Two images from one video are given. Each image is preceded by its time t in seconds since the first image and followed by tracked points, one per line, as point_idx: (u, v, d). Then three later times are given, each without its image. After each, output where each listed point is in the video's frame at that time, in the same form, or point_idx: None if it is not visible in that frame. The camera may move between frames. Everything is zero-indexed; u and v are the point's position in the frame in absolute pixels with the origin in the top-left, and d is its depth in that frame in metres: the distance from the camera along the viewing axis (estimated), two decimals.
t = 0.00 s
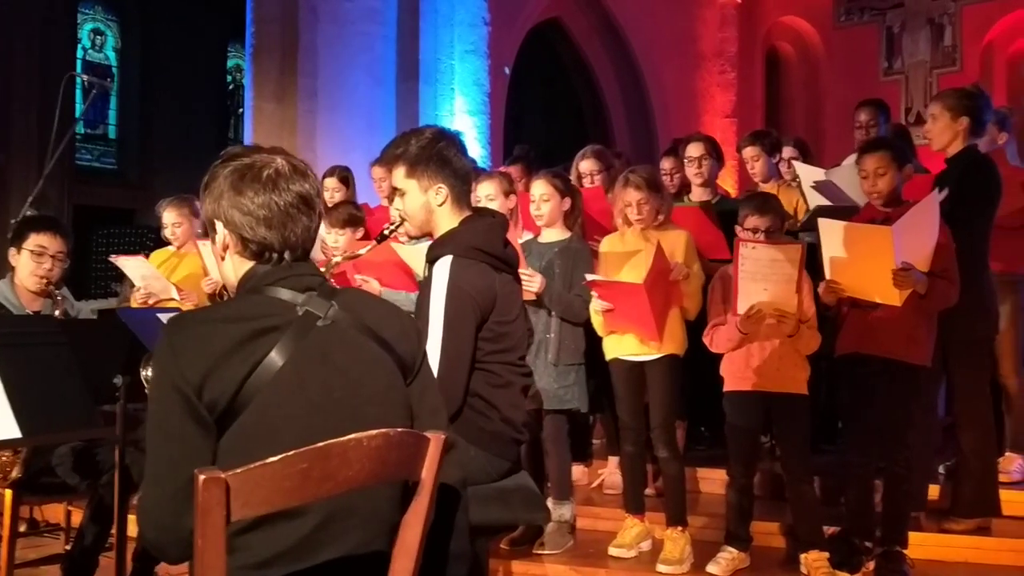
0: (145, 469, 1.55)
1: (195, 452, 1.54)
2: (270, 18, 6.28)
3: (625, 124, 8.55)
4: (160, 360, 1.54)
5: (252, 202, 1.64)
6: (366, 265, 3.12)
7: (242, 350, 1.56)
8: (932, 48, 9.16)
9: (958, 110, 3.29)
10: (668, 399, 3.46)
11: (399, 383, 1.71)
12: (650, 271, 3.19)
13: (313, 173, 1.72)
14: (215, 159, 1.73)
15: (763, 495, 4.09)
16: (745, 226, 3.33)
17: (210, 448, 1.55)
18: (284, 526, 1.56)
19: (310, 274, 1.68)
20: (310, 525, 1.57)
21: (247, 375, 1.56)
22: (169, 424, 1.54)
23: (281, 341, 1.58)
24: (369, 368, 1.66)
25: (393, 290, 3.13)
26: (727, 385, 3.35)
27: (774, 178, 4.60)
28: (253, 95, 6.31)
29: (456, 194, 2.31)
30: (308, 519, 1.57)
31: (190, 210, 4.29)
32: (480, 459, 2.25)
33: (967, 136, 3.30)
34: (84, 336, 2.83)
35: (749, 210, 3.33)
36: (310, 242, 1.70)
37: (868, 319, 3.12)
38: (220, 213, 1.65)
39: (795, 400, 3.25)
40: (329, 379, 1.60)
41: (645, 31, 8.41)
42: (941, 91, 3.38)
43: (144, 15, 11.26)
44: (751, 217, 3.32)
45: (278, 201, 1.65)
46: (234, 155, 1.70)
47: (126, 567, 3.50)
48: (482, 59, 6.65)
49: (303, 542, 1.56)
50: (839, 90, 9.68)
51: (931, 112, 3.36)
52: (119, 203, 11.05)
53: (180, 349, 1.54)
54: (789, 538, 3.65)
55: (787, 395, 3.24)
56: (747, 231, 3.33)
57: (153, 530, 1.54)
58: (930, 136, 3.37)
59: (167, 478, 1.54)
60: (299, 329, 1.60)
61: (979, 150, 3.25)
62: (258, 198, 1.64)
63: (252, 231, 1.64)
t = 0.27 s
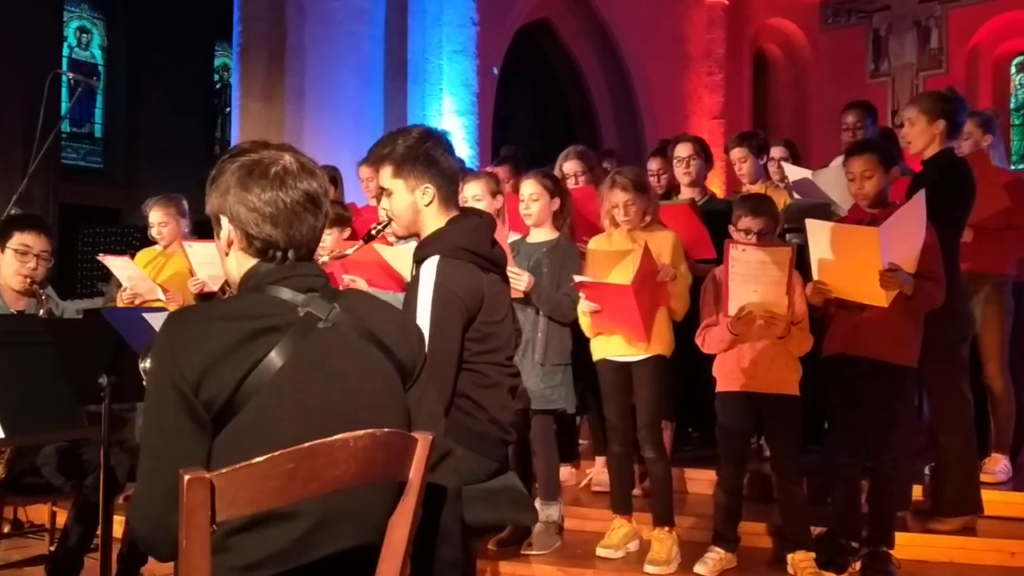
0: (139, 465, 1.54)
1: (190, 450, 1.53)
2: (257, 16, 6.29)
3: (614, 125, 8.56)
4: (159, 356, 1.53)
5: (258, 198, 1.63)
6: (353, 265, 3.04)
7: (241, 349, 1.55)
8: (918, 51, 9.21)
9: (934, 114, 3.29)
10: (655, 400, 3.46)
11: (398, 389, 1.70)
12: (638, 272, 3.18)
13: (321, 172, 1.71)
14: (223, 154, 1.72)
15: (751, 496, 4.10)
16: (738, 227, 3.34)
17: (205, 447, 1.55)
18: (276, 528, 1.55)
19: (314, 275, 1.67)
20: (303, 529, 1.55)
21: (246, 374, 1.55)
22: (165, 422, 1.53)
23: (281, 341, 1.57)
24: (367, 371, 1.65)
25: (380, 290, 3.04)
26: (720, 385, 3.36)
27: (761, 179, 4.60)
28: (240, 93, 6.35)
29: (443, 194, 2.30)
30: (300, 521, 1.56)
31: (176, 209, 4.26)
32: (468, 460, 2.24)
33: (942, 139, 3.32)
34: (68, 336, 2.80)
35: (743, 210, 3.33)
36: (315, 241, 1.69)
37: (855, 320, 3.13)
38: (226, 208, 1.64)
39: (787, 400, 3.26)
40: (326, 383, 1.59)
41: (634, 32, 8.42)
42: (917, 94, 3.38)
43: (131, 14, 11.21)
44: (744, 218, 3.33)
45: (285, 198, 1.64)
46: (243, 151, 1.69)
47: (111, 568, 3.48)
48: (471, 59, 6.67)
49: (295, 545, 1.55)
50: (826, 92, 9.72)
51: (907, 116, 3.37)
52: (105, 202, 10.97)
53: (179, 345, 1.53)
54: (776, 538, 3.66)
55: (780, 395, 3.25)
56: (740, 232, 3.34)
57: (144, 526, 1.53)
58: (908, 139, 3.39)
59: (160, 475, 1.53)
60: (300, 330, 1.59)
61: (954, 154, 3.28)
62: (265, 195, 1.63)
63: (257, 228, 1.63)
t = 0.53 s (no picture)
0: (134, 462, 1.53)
1: (186, 448, 1.53)
2: (247, 14, 6.22)
3: (604, 125, 8.56)
4: (157, 353, 1.52)
5: (264, 197, 1.62)
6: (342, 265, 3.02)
7: (241, 349, 1.55)
8: (907, 53, 9.26)
9: (908, 118, 3.34)
10: (642, 400, 3.47)
11: (397, 396, 1.69)
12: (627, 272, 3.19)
13: (328, 172, 1.70)
14: (229, 150, 1.71)
15: (740, 496, 4.11)
16: (731, 228, 3.35)
17: (200, 445, 1.54)
18: (269, 531, 1.54)
19: (317, 276, 1.67)
20: (296, 531, 1.55)
21: (245, 374, 1.55)
22: (161, 420, 1.52)
23: (281, 342, 1.57)
24: (366, 375, 1.64)
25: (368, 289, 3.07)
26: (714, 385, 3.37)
27: (750, 180, 4.60)
28: (230, 91, 6.31)
29: (433, 194, 2.30)
30: (293, 523, 1.55)
31: (166, 208, 4.25)
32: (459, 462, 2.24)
33: (920, 142, 3.35)
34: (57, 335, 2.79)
35: (735, 211, 3.35)
36: (320, 241, 1.69)
37: (846, 321, 3.14)
38: (231, 206, 1.63)
39: (781, 400, 3.26)
40: (324, 387, 1.58)
41: (625, 33, 8.43)
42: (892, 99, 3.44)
43: (120, 12, 11.16)
44: (736, 219, 3.34)
45: (292, 198, 1.63)
46: (250, 147, 1.68)
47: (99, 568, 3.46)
48: (460, 59, 6.80)
49: (288, 547, 1.55)
50: (816, 93, 9.75)
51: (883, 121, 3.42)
52: (94, 201, 10.89)
53: (178, 343, 1.53)
54: (765, 538, 3.67)
55: (774, 396, 3.26)
56: (733, 233, 3.36)
57: (138, 522, 1.53)
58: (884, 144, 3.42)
59: (154, 472, 1.52)
60: (301, 332, 1.59)
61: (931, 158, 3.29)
62: (271, 193, 1.62)
63: (262, 227, 1.63)
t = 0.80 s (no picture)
0: (128, 459, 1.52)
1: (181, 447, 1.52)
2: (242, 14, 6.32)
3: (599, 125, 8.56)
4: (152, 351, 1.52)
5: (258, 196, 1.62)
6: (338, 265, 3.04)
7: (237, 348, 1.54)
8: (901, 53, 9.27)
9: (892, 119, 3.44)
10: (638, 399, 3.47)
11: (393, 394, 1.69)
12: (621, 272, 3.17)
13: (324, 170, 1.70)
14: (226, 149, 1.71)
15: (734, 496, 4.11)
16: (725, 228, 3.35)
17: (195, 443, 1.54)
18: (264, 530, 1.54)
19: (314, 275, 1.66)
20: (290, 532, 1.55)
21: (241, 373, 1.54)
22: (156, 417, 1.51)
23: (278, 341, 1.56)
24: (362, 375, 1.63)
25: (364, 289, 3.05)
26: (709, 385, 3.38)
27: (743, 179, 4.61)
28: (224, 91, 6.36)
29: (429, 194, 2.30)
30: (288, 523, 1.55)
31: (161, 207, 4.25)
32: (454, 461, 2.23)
33: (903, 143, 3.44)
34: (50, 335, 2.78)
35: (728, 212, 3.35)
36: (317, 241, 1.69)
37: (841, 321, 3.14)
38: (226, 205, 1.63)
39: (776, 400, 3.27)
40: (320, 387, 1.58)
41: (619, 33, 8.44)
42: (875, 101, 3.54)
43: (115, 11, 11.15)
44: (729, 220, 3.34)
45: (286, 197, 1.63)
46: (246, 146, 1.68)
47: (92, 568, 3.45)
48: (456, 58, 6.69)
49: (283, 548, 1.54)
50: (811, 93, 9.76)
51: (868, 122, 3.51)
52: (88, 200, 10.86)
53: (174, 341, 1.52)
54: (759, 538, 3.68)
55: (769, 396, 3.26)
56: (728, 234, 3.35)
57: (131, 520, 1.51)
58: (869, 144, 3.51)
59: (148, 471, 1.51)
60: (298, 331, 1.58)
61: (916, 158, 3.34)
62: (266, 192, 1.62)
63: (257, 226, 1.62)
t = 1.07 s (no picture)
0: (119, 469, 1.53)
1: (170, 453, 1.52)
2: (240, 14, 6.40)
3: (596, 125, 8.56)
4: (139, 359, 1.52)
5: (239, 198, 1.62)
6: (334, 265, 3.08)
7: (222, 351, 1.54)
8: (898, 54, 9.28)
9: (879, 121, 3.45)
10: (635, 400, 3.47)
11: (380, 388, 1.69)
12: (618, 272, 3.18)
13: (302, 171, 1.70)
14: (203, 153, 1.71)
15: (731, 496, 4.12)
16: (718, 228, 3.35)
17: (185, 449, 1.54)
18: (258, 531, 1.54)
19: (296, 274, 1.66)
20: (285, 531, 1.55)
21: (227, 376, 1.54)
22: (145, 425, 1.52)
23: (263, 342, 1.56)
24: (349, 373, 1.63)
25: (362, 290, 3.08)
26: (700, 385, 3.38)
27: (740, 180, 4.60)
28: (221, 91, 6.43)
29: (427, 194, 2.30)
30: (283, 523, 1.55)
31: (157, 207, 4.25)
32: (451, 461, 2.24)
33: (892, 143, 3.44)
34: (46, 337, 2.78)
35: (721, 212, 3.34)
36: (296, 241, 1.69)
37: (839, 321, 3.15)
38: (206, 209, 1.63)
39: (765, 400, 3.27)
40: (307, 385, 1.58)
41: (617, 33, 8.44)
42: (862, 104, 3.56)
43: (111, 12, 11.15)
44: (722, 220, 3.34)
45: (266, 198, 1.63)
46: (223, 150, 1.68)
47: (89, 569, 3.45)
48: (453, 59, 6.67)
49: (277, 547, 1.54)
50: (807, 93, 9.76)
51: (855, 125, 3.53)
52: (84, 200, 10.87)
53: (160, 347, 1.52)
54: (756, 538, 3.68)
55: (759, 396, 3.27)
56: (720, 233, 3.35)
57: (124, 529, 1.51)
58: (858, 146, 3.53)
59: (140, 479, 1.51)
60: (283, 331, 1.58)
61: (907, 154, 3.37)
62: (246, 194, 1.62)
63: (238, 228, 1.62)
